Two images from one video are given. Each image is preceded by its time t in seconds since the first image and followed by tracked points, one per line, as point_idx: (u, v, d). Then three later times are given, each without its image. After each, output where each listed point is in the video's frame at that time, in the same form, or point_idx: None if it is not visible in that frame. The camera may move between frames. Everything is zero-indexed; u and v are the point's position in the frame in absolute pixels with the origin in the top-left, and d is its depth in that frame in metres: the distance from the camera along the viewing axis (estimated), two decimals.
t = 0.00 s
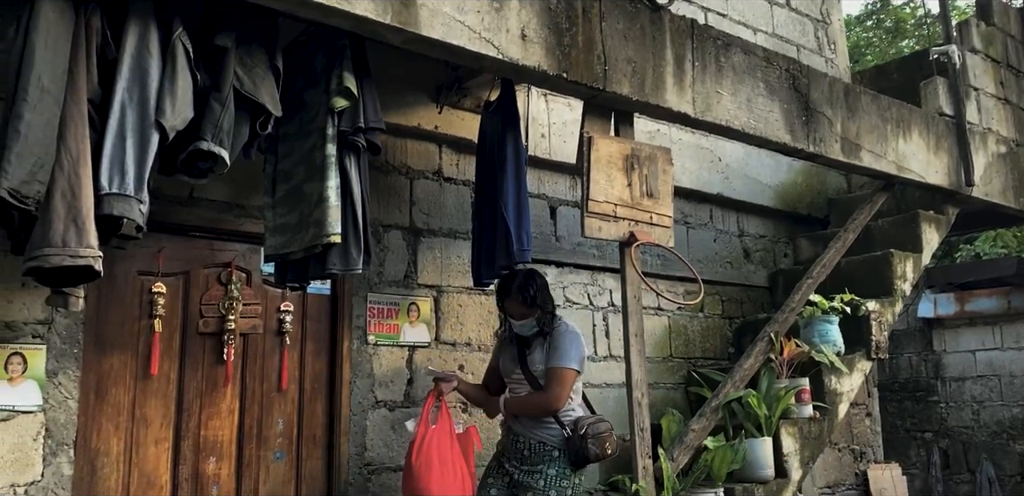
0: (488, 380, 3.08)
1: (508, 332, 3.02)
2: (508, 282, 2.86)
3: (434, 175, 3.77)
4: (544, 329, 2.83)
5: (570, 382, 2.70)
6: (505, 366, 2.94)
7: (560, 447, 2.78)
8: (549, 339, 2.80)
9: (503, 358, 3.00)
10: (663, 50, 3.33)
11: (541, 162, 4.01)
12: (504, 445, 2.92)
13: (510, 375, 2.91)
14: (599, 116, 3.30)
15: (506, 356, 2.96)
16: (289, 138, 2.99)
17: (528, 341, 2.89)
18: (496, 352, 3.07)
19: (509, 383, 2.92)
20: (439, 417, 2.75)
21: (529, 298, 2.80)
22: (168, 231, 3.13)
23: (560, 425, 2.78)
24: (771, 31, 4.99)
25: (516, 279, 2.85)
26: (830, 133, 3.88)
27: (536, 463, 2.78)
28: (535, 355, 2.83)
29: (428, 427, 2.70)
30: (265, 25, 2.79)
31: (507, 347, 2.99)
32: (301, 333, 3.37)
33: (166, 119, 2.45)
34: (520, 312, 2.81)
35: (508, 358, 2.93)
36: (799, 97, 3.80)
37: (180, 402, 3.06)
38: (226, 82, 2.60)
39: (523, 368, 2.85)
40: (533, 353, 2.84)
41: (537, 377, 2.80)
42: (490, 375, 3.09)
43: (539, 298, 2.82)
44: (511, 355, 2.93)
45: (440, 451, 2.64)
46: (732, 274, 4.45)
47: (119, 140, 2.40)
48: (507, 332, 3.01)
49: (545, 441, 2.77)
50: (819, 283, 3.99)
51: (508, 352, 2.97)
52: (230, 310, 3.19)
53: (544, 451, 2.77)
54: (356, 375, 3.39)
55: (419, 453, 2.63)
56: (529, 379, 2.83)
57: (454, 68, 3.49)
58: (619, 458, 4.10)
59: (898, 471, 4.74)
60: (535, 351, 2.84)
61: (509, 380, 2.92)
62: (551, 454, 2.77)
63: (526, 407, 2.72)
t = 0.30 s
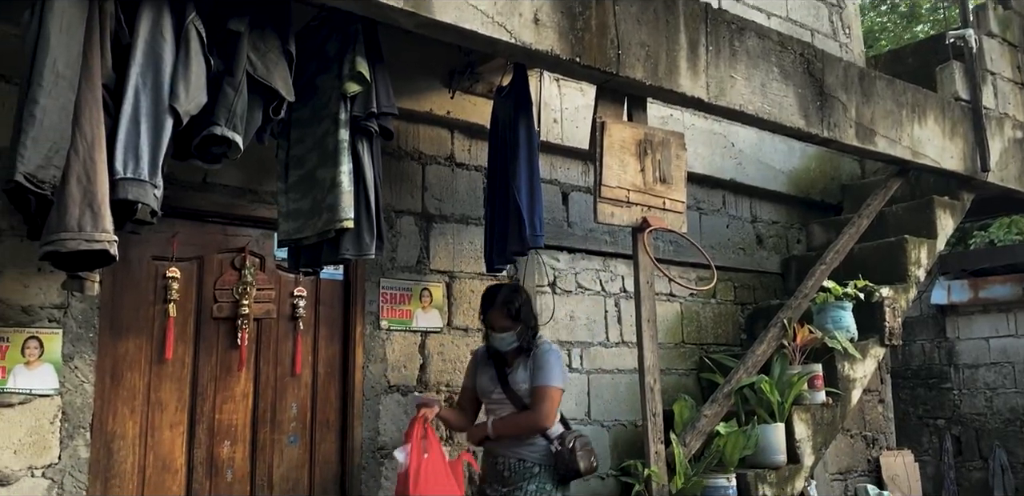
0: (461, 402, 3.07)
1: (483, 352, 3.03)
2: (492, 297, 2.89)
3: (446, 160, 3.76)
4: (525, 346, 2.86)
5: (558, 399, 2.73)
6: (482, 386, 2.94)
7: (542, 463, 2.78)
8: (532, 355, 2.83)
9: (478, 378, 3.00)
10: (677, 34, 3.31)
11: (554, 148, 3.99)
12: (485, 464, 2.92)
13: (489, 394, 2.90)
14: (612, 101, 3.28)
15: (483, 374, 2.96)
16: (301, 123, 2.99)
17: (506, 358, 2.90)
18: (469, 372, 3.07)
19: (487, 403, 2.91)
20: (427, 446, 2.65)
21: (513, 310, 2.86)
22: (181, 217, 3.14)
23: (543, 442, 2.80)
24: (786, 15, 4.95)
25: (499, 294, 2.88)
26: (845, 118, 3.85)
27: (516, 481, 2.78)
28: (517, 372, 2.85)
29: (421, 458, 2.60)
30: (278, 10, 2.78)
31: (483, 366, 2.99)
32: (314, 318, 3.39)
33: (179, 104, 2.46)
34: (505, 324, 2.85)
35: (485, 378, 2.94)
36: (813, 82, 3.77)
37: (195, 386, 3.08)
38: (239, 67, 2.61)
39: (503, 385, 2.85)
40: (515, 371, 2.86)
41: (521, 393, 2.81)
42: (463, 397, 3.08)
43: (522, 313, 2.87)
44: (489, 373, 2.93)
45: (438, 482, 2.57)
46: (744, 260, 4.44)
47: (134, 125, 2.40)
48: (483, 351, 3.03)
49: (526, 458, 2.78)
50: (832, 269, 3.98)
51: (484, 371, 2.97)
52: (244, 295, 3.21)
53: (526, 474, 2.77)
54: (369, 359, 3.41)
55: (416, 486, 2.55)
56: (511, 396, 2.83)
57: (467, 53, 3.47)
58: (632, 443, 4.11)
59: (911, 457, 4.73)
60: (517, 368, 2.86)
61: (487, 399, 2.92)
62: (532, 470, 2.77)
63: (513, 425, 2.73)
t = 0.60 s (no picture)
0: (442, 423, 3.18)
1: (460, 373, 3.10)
2: (461, 316, 2.94)
3: (458, 145, 3.76)
4: (490, 369, 2.91)
5: (518, 435, 2.75)
6: (456, 411, 3.02)
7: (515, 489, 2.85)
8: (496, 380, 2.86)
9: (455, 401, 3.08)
10: (691, 16, 3.28)
11: (566, 132, 3.98)
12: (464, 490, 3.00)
13: (462, 420, 3.00)
14: (626, 85, 3.26)
15: (457, 399, 3.05)
16: (314, 107, 2.99)
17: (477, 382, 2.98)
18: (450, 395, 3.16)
19: (461, 429, 3.01)
20: (411, 486, 2.85)
21: (481, 327, 2.89)
22: (195, 201, 3.15)
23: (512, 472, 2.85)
24: None
25: (468, 313, 2.93)
26: (860, 102, 3.81)
27: None
28: (482, 399, 2.89)
29: None
30: None
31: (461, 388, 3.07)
32: (327, 302, 3.40)
33: (192, 87, 2.46)
34: (471, 342, 2.88)
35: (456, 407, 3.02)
36: (828, 65, 3.74)
37: (209, 369, 3.10)
38: (252, 50, 2.60)
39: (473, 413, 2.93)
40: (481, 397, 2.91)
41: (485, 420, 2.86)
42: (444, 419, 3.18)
43: (488, 333, 2.90)
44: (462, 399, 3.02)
45: None
46: (757, 245, 4.42)
47: (147, 109, 2.41)
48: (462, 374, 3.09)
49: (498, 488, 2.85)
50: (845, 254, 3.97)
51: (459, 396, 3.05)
52: (258, 279, 3.22)
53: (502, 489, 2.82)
54: (382, 343, 3.42)
55: None
56: (478, 424, 2.91)
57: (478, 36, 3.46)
58: (644, 428, 4.12)
59: (924, 443, 4.72)
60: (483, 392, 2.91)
61: (461, 426, 3.01)
62: None
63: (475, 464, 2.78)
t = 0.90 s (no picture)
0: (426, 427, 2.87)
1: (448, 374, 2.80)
2: (459, 312, 2.70)
3: (472, 128, 3.74)
4: (490, 365, 2.66)
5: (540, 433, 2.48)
6: (444, 413, 2.71)
7: None
8: (499, 377, 2.61)
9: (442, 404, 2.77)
10: None
11: (580, 115, 3.96)
12: None
13: (451, 421, 2.68)
14: (641, 67, 3.24)
15: (445, 399, 2.74)
16: (328, 90, 2.98)
17: (470, 380, 2.69)
18: (436, 397, 2.85)
19: (449, 433, 2.69)
20: (388, 481, 2.52)
21: (482, 321, 2.66)
22: (210, 184, 3.15)
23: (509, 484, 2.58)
24: None
25: (469, 309, 2.70)
26: (877, 84, 3.77)
27: None
28: (482, 397, 2.62)
29: None
30: None
31: (449, 391, 2.77)
32: (341, 285, 3.40)
33: (207, 70, 2.46)
34: (469, 333, 2.63)
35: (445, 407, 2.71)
36: (845, 47, 3.70)
37: (224, 352, 3.11)
38: (266, 32, 2.59)
39: (467, 412, 2.63)
40: (479, 394, 2.63)
41: (489, 417, 2.58)
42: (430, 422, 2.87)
43: (489, 327, 2.67)
44: (452, 399, 2.71)
45: None
46: (771, 230, 4.39)
47: (163, 91, 2.40)
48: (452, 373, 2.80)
49: None
50: (861, 239, 3.95)
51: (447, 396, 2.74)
52: (272, 262, 3.22)
53: None
54: (396, 327, 3.43)
55: None
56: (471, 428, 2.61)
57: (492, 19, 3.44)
58: (657, 412, 4.12)
59: (938, 428, 4.71)
60: (481, 390, 2.64)
61: (450, 427, 2.68)
62: None
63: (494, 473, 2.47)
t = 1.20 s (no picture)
0: (406, 458, 2.55)
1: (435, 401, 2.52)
2: (461, 336, 2.44)
3: (486, 111, 3.72)
4: (490, 397, 2.40)
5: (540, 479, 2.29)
6: (431, 444, 2.42)
7: None
8: (500, 412, 2.37)
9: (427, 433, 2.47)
10: None
11: (594, 98, 3.93)
12: None
13: (440, 455, 2.39)
14: (658, 49, 3.21)
15: (433, 429, 2.45)
16: (344, 72, 2.97)
17: (464, 411, 2.42)
18: (418, 425, 2.54)
19: (435, 468, 2.40)
20: None
21: (486, 349, 2.41)
22: (226, 167, 3.14)
23: None
24: None
25: (471, 334, 2.44)
26: (895, 66, 3.73)
27: None
28: (479, 430, 2.36)
29: None
30: None
31: (436, 420, 2.47)
32: (356, 269, 3.39)
33: (224, 51, 2.44)
34: (470, 360, 2.37)
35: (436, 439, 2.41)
36: (863, 28, 3.65)
37: (241, 335, 3.11)
38: (282, 13, 2.57)
39: (460, 446, 2.35)
40: (475, 427, 2.37)
41: (489, 454, 2.33)
42: (411, 453, 2.54)
43: (493, 357, 2.42)
44: (441, 429, 2.42)
45: None
46: (787, 213, 4.37)
47: (179, 73, 2.39)
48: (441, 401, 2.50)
49: None
50: (879, 222, 3.92)
51: (435, 425, 2.45)
52: (288, 246, 3.22)
53: None
54: (411, 310, 3.43)
55: None
56: (464, 465, 2.33)
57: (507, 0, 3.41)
58: (671, 396, 4.12)
59: (952, 413, 4.70)
60: (479, 422, 2.38)
61: (439, 461, 2.39)
62: None
63: None
